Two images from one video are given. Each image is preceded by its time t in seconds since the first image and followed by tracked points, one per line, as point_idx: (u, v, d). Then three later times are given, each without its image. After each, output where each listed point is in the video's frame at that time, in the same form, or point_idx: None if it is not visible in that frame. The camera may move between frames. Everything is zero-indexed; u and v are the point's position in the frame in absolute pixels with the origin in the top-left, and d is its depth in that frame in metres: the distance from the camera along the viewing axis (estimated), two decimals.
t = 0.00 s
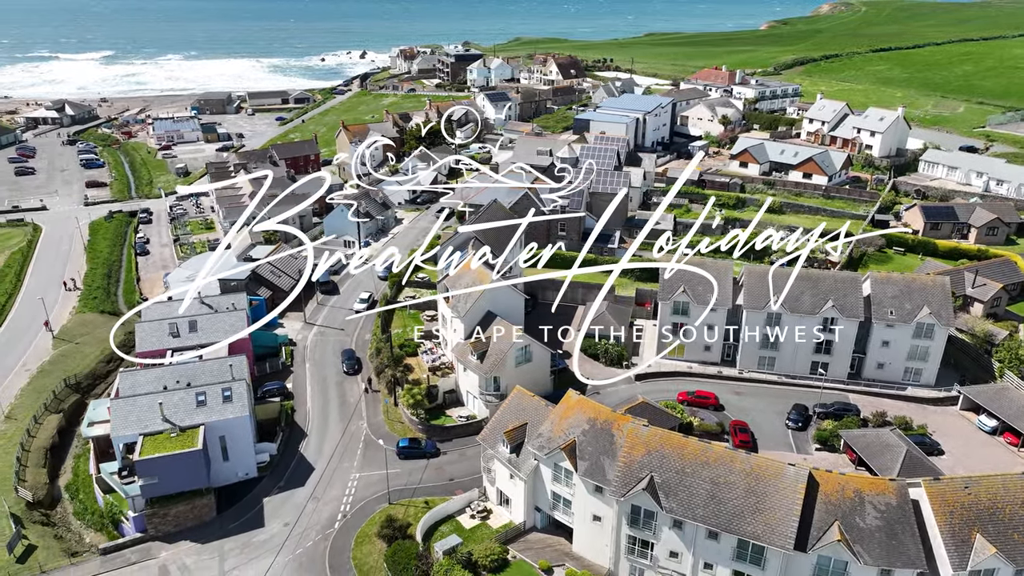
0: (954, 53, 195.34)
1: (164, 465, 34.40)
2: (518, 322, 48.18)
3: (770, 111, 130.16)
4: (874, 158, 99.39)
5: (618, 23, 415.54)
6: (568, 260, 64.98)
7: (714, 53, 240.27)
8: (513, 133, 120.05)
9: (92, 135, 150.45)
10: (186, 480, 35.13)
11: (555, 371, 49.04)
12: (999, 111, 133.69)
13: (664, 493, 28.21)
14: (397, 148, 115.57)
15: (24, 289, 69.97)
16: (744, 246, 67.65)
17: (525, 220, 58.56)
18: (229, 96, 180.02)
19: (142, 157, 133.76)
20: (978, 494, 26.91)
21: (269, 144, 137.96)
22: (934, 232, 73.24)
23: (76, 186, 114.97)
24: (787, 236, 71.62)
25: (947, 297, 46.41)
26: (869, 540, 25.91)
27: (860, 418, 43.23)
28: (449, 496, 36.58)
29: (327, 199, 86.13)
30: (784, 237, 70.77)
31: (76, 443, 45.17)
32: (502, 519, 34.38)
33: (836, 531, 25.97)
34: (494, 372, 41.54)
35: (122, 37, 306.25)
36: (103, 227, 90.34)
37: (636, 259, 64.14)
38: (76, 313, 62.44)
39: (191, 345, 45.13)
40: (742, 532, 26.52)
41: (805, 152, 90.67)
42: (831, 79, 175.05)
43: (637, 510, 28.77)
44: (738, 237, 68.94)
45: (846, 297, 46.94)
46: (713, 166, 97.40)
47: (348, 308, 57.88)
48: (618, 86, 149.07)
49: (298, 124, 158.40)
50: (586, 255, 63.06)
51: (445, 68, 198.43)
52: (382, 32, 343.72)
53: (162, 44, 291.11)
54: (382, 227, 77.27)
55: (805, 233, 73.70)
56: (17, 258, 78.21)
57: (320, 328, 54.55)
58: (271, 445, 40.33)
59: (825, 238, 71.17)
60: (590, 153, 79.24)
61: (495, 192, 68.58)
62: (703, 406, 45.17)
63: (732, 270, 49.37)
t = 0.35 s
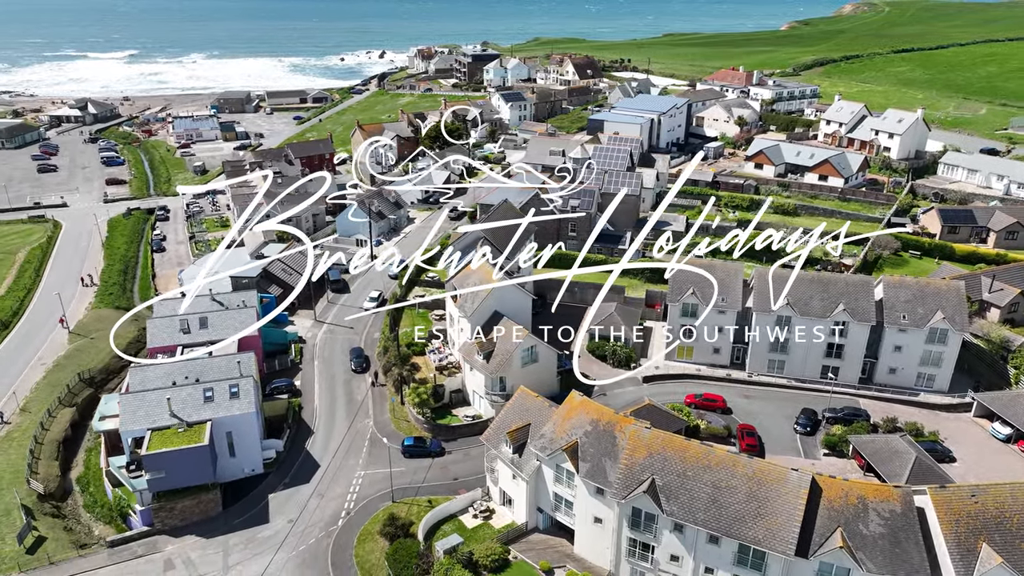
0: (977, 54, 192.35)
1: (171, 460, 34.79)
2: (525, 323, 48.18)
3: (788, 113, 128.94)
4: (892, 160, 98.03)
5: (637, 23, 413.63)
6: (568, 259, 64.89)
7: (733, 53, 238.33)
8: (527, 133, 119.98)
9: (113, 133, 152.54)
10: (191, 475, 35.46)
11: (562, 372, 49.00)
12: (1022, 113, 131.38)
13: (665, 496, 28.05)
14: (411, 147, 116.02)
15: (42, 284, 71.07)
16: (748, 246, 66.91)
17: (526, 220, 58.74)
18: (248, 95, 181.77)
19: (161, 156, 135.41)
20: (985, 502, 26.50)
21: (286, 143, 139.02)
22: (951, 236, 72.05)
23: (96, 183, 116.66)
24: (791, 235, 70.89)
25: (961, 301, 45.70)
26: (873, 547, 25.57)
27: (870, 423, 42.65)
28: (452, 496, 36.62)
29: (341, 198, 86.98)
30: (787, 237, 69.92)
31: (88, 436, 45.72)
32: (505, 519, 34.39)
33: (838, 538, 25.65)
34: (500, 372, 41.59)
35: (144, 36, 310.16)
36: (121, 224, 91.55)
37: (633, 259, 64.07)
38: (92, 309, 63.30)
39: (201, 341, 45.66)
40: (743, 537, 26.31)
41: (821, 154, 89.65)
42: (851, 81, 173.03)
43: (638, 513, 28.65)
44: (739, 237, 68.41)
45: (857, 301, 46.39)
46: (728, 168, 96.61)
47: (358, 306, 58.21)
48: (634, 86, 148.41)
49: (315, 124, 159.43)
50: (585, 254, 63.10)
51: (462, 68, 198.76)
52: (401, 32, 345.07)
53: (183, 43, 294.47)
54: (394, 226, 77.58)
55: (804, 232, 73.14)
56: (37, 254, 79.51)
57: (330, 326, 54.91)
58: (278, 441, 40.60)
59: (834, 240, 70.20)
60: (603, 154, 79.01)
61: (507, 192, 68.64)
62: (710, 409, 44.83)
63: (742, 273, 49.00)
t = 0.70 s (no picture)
0: (1003, 55, 188.94)
1: (178, 455, 35.16)
2: (532, 323, 48.16)
3: (806, 114, 127.59)
4: (911, 163, 96.61)
5: (657, 23, 411.44)
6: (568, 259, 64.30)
7: (753, 54, 236.14)
8: (543, 134, 119.80)
9: (135, 131, 154.60)
10: (199, 470, 35.81)
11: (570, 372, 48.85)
12: None
13: (666, 499, 27.88)
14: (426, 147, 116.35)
15: (61, 280, 72.14)
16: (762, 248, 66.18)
17: (528, 219, 58.14)
18: (268, 94, 183.42)
19: (180, 154, 136.97)
20: (993, 511, 26.03)
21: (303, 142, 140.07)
22: (970, 240, 70.87)
23: (117, 180, 118.33)
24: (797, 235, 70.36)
25: (976, 307, 44.92)
26: (876, 554, 25.26)
27: (881, 428, 42.08)
28: (456, 495, 36.67)
29: (355, 197, 87.73)
30: (803, 239, 69.19)
31: (101, 430, 46.19)
32: (508, 519, 34.37)
33: (841, 545, 25.32)
34: (506, 372, 41.61)
35: (167, 36, 314.09)
36: (140, 221, 92.68)
37: (637, 259, 63.57)
38: (108, 305, 64.15)
39: (212, 337, 46.14)
40: (745, 542, 26.08)
41: (839, 156, 88.52)
42: (872, 82, 170.82)
43: (640, 515, 28.50)
44: (738, 236, 68.06)
45: (870, 304, 45.80)
46: (743, 169, 95.76)
47: (369, 305, 58.52)
48: (651, 86, 147.45)
49: (333, 123, 160.30)
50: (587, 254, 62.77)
51: (480, 67, 198.97)
52: (419, 32, 346.15)
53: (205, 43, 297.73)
54: (407, 225, 77.89)
55: (820, 234, 72.24)
56: (57, 250, 80.79)
57: (340, 324, 55.22)
58: (286, 438, 40.88)
59: (849, 243, 69.38)
60: (617, 155, 78.56)
61: (518, 192, 68.54)
62: (718, 412, 44.49)
63: (753, 275, 48.57)
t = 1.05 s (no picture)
0: None
1: (187, 450, 35.57)
2: (541, 324, 48.09)
3: (825, 115, 126.10)
4: (931, 165, 95.11)
5: (677, 23, 408.76)
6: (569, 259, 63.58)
7: (773, 54, 233.86)
8: (558, 134, 119.52)
9: (156, 129, 156.58)
10: (207, 465, 36.21)
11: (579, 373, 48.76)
12: None
13: (669, 502, 27.72)
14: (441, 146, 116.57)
15: (80, 276, 73.26)
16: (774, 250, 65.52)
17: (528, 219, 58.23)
18: (287, 93, 184.93)
19: (200, 152, 138.48)
20: (1002, 521, 25.61)
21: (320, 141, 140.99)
22: (990, 244, 69.61)
23: (137, 178, 119.86)
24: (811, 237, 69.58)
25: (993, 312, 44.14)
26: (881, 562, 24.95)
27: (893, 434, 41.53)
28: (461, 495, 36.73)
29: (370, 196, 88.27)
30: (817, 242, 68.40)
31: (114, 425, 46.76)
32: (512, 520, 34.32)
33: (845, 552, 25.03)
34: (514, 372, 41.58)
35: (190, 35, 317.66)
36: (158, 218, 93.87)
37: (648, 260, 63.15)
38: (125, 301, 65.00)
39: (224, 334, 46.56)
40: (747, 547, 25.86)
41: (856, 158, 87.34)
42: (894, 84, 168.38)
43: (642, 518, 28.36)
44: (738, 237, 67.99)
45: (883, 308, 45.15)
46: (760, 171, 94.77)
47: (381, 304, 58.76)
48: (668, 87, 146.51)
49: (350, 122, 161.14)
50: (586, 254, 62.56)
51: (497, 67, 198.96)
52: (438, 32, 347.03)
53: (226, 42, 300.76)
54: (420, 224, 78.18)
55: (836, 236, 71.31)
56: (77, 246, 82.10)
57: (351, 323, 55.55)
58: (294, 434, 41.17)
59: (865, 247, 68.53)
60: (631, 156, 78.19)
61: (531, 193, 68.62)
62: (728, 416, 44.14)
63: (765, 278, 48.16)
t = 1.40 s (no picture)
0: None
1: (198, 445, 36.05)
2: (552, 324, 48.03)
3: (849, 117, 124.27)
4: (956, 169, 93.32)
5: (702, 23, 405.03)
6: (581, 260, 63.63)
7: (798, 55, 230.96)
8: (576, 134, 119.19)
9: (180, 128, 158.81)
10: (218, 460, 36.65)
11: (590, 375, 48.64)
12: None
13: (675, 506, 27.54)
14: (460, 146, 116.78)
15: (102, 271, 74.54)
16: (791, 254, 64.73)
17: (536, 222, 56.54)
18: (309, 93, 186.53)
19: (222, 150, 140.20)
20: (1015, 533, 25.15)
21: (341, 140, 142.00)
22: (1015, 249, 68.06)
23: (161, 175, 121.71)
24: (829, 241, 68.67)
25: (1014, 319, 43.24)
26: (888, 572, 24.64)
27: (908, 442, 40.85)
28: (469, 494, 36.81)
29: (387, 195, 88.83)
30: (835, 246, 67.42)
31: (131, 418, 47.44)
32: (519, 520, 34.32)
33: (852, 560, 24.74)
34: (524, 372, 41.58)
35: (216, 34, 321.64)
36: (180, 215, 95.24)
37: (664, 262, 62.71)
38: (145, 296, 65.98)
39: (238, 330, 47.05)
40: (752, 553, 25.65)
41: (878, 161, 85.89)
42: (922, 85, 165.33)
43: (647, 522, 28.20)
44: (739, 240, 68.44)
45: (900, 314, 44.44)
46: (780, 173, 93.60)
47: (394, 302, 59.03)
48: (689, 87, 145.33)
49: (371, 122, 162.06)
50: (589, 257, 63.39)
51: (518, 67, 198.84)
52: (460, 32, 347.59)
53: (251, 41, 304.06)
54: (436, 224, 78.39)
55: (854, 240, 70.23)
56: (100, 242, 83.59)
57: (365, 321, 55.90)
58: (305, 431, 41.53)
59: (885, 251, 67.45)
60: (648, 157, 77.64)
61: (546, 193, 68.50)
62: (740, 420, 43.70)
63: (780, 282, 47.67)
